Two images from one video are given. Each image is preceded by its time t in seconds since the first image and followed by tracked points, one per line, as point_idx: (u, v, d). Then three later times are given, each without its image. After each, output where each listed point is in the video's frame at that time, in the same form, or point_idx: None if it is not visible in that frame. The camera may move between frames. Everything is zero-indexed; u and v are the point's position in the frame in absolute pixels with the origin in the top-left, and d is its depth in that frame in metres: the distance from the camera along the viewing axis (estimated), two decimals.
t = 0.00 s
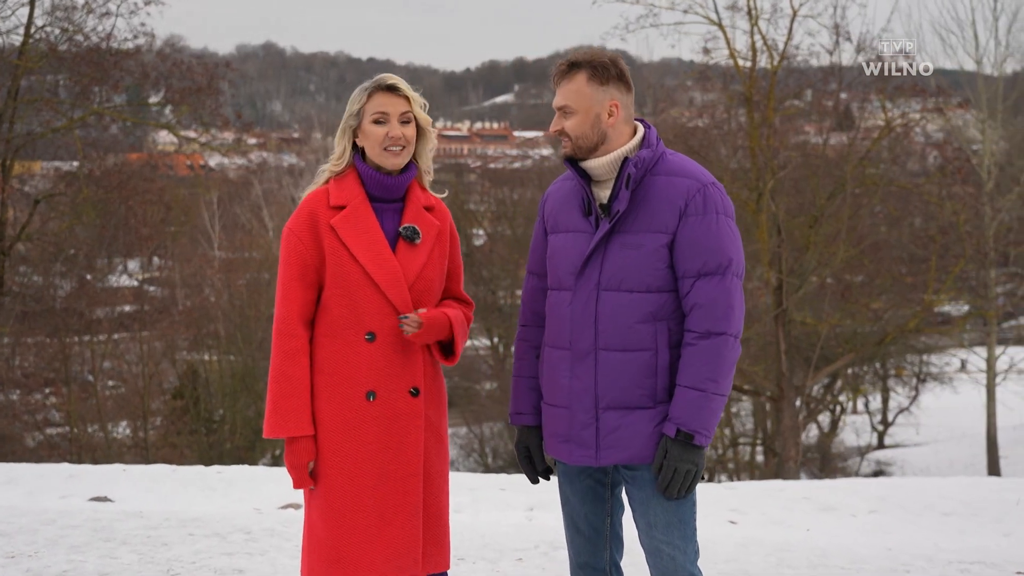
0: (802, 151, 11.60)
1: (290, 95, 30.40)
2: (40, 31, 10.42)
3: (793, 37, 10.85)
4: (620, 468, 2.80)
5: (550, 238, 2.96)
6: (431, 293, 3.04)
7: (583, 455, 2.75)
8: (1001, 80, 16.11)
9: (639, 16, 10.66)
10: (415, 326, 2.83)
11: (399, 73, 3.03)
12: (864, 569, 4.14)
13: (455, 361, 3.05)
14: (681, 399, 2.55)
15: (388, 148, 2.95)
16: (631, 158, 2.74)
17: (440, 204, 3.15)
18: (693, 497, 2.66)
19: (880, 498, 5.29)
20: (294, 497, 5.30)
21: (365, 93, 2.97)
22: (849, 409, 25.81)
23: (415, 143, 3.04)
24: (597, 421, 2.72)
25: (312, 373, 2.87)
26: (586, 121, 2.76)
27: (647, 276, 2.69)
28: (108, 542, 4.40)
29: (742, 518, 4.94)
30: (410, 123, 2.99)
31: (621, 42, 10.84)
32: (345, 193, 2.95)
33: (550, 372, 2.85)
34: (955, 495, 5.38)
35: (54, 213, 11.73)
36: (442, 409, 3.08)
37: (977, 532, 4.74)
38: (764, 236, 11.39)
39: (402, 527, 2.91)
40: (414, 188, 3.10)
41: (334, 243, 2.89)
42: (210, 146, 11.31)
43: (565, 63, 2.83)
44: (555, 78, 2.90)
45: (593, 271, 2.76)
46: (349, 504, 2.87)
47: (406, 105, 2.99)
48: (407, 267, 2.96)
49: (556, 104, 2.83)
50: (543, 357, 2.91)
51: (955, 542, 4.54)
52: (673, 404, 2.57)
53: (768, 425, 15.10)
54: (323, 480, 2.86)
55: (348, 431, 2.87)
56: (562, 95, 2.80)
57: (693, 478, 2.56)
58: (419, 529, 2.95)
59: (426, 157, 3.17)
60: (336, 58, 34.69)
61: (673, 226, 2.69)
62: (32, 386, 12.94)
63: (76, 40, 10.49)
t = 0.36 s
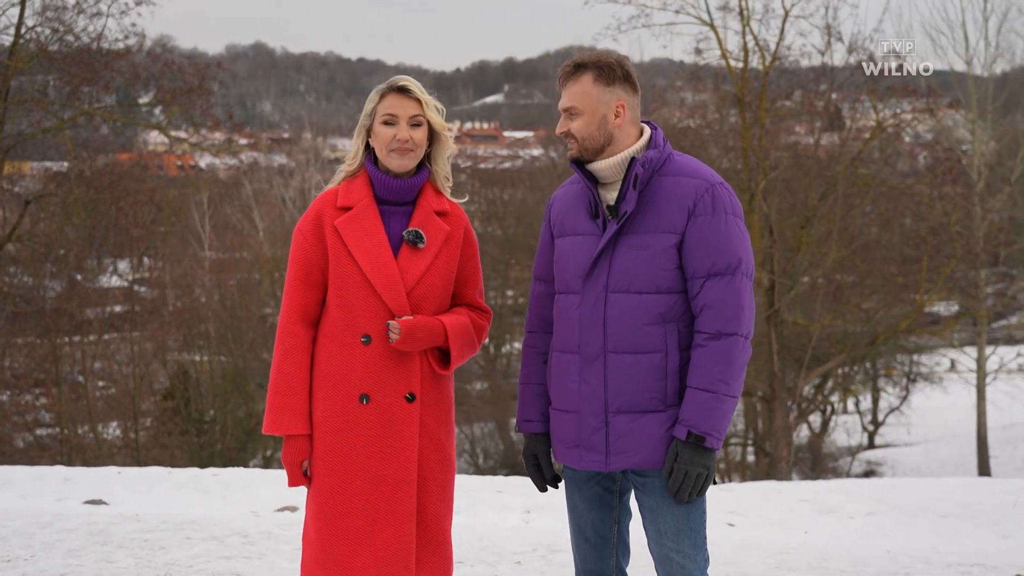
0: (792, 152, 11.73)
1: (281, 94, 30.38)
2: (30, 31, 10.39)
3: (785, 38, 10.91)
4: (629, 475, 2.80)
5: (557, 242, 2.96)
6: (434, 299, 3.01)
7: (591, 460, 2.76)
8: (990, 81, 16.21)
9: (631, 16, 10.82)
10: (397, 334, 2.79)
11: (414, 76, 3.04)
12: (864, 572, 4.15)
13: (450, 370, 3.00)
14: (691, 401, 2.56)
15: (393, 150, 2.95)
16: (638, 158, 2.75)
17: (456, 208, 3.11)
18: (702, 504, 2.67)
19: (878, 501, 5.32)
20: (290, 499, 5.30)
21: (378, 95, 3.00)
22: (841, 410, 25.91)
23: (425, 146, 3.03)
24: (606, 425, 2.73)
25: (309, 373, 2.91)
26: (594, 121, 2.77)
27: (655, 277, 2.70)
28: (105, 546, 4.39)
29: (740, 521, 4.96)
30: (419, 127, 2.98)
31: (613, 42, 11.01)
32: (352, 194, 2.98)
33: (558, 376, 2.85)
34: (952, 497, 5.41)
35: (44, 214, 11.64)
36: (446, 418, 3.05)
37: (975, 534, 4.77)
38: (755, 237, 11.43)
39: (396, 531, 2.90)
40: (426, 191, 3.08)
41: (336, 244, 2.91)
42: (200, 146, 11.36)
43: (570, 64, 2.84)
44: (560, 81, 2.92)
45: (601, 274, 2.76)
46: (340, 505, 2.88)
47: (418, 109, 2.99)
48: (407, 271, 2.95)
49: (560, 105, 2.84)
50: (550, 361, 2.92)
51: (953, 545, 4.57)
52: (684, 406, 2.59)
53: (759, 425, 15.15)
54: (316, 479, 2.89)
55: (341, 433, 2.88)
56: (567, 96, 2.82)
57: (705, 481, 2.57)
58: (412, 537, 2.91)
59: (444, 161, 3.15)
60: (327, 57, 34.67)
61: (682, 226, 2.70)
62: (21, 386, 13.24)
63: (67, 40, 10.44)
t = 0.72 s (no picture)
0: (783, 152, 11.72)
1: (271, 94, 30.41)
2: (20, 31, 10.35)
3: (776, 38, 10.95)
4: (635, 481, 2.81)
5: (562, 246, 2.97)
6: (444, 303, 3.00)
7: (598, 467, 2.76)
8: (980, 81, 16.31)
9: (622, 17, 10.93)
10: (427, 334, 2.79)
11: (426, 79, 3.05)
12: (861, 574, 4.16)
13: (462, 375, 2.96)
14: (699, 407, 2.57)
15: (403, 153, 2.98)
16: (646, 160, 2.76)
17: (470, 212, 3.10)
18: (709, 510, 2.69)
19: (873, 502, 5.33)
20: (284, 502, 5.29)
21: (392, 98, 3.03)
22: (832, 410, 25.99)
23: (434, 151, 3.04)
24: (613, 431, 2.73)
25: (318, 376, 2.93)
26: (601, 123, 2.78)
27: (663, 282, 2.70)
28: (99, 550, 4.37)
29: (736, 523, 4.97)
30: (429, 131, 2.99)
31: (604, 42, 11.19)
32: (364, 196, 3.01)
33: (564, 381, 2.86)
34: (948, 498, 5.44)
35: (34, 215, 11.66)
36: (456, 423, 3.04)
37: (972, 536, 4.78)
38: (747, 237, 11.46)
39: (402, 537, 2.90)
40: (439, 195, 3.08)
41: (347, 246, 2.94)
42: (190, 146, 11.23)
43: (575, 66, 2.86)
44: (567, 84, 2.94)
45: (608, 278, 2.76)
46: (347, 509, 2.89)
47: (428, 112, 2.99)
48: (416, 275, 2.94)
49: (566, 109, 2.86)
50: (556, 366, 2.92)
51: (950, 546, 4.58)
52: (692, 412, 2.59)
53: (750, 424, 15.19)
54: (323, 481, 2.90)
55: (348, 437, 2.89)
56: (572, 99, 2.83)
57: (713, 489, 2.57)
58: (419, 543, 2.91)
59: (460, 166, 3.15)
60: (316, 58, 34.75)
61: (689, 229, 2.71)
62: (11, 386, 12.78)
63: (57, 41, 10.43)
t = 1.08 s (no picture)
0: (776, 151, 11.73)
1: (263, 95, 30.41)
2: (11, 31, 10.19)
3: (769, 38, 10.97)
4: (639, 483, 2.82)
5: (567, 247, 2.97)
6: (459, 304, 3.00)
7: (602, 469, 2.75)
8: (971, 80, 16.38)
9: (615, 16, 10.93)
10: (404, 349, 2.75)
11: (444, 79, 3.04)
12: None
13: (474, 381, 2.96)
14: (704, 409, 2.56)
15: (423, 154, 2.98)
16: (651, 160, 2.76)
17: (488, 214, 3.10)
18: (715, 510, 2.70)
19: (870, 503, 5.35)
20: (280, 504, 5.28)
21: (410, 98, 3.02)
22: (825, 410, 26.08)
23: (454, 151, 3.04)
24: (618, 434, 2.73)
25: (330, 376, 2.93)
26: (612, 116, 2.77)
27: (669, 283, 2.70)
28: (93, 553, 4.35)
29: (733, 524, 4.97)
30: (449, 131, 2.99)
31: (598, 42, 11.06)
32: (382, 196, 3.01)
33: (569, 383, 2.85)
34: (944, 500, 5.46)
35: (26, 216, 11.52)
36: (466, 426, 3.04)
37: (969, 536, 4.79)
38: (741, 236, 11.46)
39: (411, 539, 2.89)
40: (457, 197, 3.08)
41: (361, 244, 2.94)
42: (181, 146, 11.27)
43: (585, 62, 2.84)
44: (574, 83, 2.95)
45: (614, 278, 2.76)
46: (355, 510, 2.89)
47: (447, 113, 2.99)
48: (431, 276, 2.94)
49: (576, 104, 2.83)
50: (560, 367, 2.92)
51: (948, 547, 4.59)
52: (698, 415, 2.59)
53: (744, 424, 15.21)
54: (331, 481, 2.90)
55: (359, 438, 2.88)
56: (584, 94, 2.81)
57: (718, 492, 2.57)
58: (426, 546, 2.90)
59: (477, 167, 3.15)
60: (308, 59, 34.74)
61: (695, 230, 2.71)
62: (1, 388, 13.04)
63: (49, 41, 10.25)
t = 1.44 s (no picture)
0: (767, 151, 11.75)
1: (253, 95, 30.34)
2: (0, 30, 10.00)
3: (761, 38, 10.98)
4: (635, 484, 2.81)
5: (561, 245, 2.95)
6: (464, 305, 2.99)
7: (597, 471, 2.75)
8: (962, 80, 16.47)
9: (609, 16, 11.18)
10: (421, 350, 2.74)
11: (448, 79, 3.03)
12: None
13: (478, 383, 2.94)
14: (701, 410, 2.56)
15: (427, 154, 2.96)
16: (647, 160, 2.75)
17: (491, 214, 3.10)
18: (710, 511, 2.70)
19: (865, 505, 5.36)
20: (272, 507, 5.25)
21: (414, 98, 3.00)
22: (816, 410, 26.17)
23: (459, 151, 3.03)
24: (614, 435, 2.72)
25: (332, 378, 2.91)
26: (645, 109, 2.79)
27: (666, 283, 2.69)
28: (83, 556, 4.31)
29: (729, 526, 4.97)
30: (454, 132, 2.98)
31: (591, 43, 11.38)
32: (385, 197, 2.99)
33: (564, 384, 2.84)
34: (941, 501, 5.47)
35: (14, 215, 11.44)
36: (471, 428, 3.03)
37: (966, 538, 4.80)
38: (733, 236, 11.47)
39: (415, 542, 2.87)
40: (462, 198, 3.07)
41: (365, 245, 2.93)
42: (172, 146, 11.28)
43: (602, 53, 2.81)
44: (584, 70, 2.89)
45: (610, 279, 2.75)
46: (359, 513, 2.87)
47: (452, 114, 2.98)
48: (436, 277, 2.93)
49: (609, 93, 2.77)
50: (554, 367, 2.90)
51: (945, 549, 4.59)
52: (694, 415, 2.58)
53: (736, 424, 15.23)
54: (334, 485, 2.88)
55: (362, 441, 2.86)
56: (615, 84, 2.77)
57: (712, 491, 2.57)
58: (433, 550, 2.88)
59: (481, 166, 3.14)
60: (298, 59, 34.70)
61: (693, 231, 2.70)
62: None
63: (39, 40, 10.11)
